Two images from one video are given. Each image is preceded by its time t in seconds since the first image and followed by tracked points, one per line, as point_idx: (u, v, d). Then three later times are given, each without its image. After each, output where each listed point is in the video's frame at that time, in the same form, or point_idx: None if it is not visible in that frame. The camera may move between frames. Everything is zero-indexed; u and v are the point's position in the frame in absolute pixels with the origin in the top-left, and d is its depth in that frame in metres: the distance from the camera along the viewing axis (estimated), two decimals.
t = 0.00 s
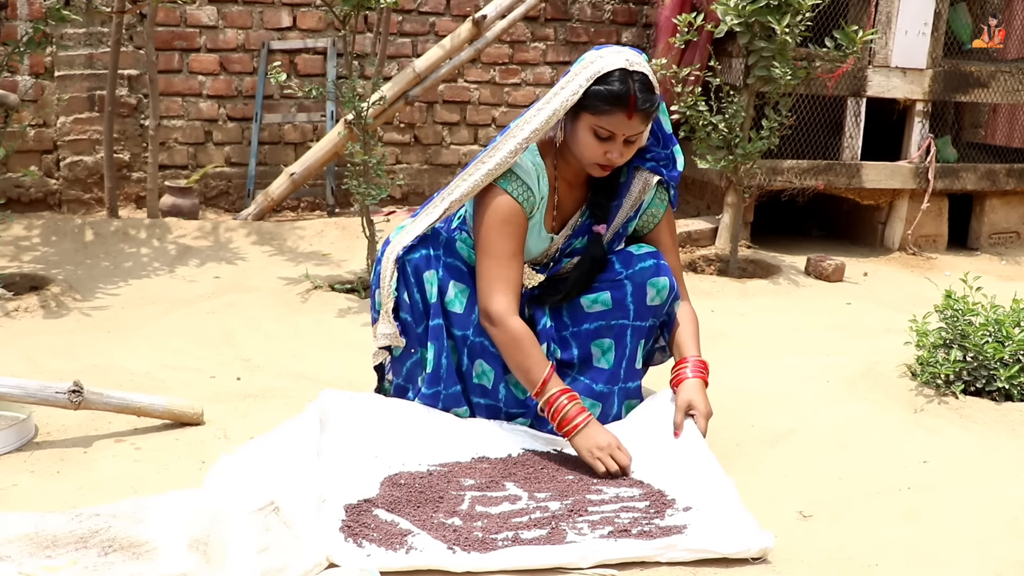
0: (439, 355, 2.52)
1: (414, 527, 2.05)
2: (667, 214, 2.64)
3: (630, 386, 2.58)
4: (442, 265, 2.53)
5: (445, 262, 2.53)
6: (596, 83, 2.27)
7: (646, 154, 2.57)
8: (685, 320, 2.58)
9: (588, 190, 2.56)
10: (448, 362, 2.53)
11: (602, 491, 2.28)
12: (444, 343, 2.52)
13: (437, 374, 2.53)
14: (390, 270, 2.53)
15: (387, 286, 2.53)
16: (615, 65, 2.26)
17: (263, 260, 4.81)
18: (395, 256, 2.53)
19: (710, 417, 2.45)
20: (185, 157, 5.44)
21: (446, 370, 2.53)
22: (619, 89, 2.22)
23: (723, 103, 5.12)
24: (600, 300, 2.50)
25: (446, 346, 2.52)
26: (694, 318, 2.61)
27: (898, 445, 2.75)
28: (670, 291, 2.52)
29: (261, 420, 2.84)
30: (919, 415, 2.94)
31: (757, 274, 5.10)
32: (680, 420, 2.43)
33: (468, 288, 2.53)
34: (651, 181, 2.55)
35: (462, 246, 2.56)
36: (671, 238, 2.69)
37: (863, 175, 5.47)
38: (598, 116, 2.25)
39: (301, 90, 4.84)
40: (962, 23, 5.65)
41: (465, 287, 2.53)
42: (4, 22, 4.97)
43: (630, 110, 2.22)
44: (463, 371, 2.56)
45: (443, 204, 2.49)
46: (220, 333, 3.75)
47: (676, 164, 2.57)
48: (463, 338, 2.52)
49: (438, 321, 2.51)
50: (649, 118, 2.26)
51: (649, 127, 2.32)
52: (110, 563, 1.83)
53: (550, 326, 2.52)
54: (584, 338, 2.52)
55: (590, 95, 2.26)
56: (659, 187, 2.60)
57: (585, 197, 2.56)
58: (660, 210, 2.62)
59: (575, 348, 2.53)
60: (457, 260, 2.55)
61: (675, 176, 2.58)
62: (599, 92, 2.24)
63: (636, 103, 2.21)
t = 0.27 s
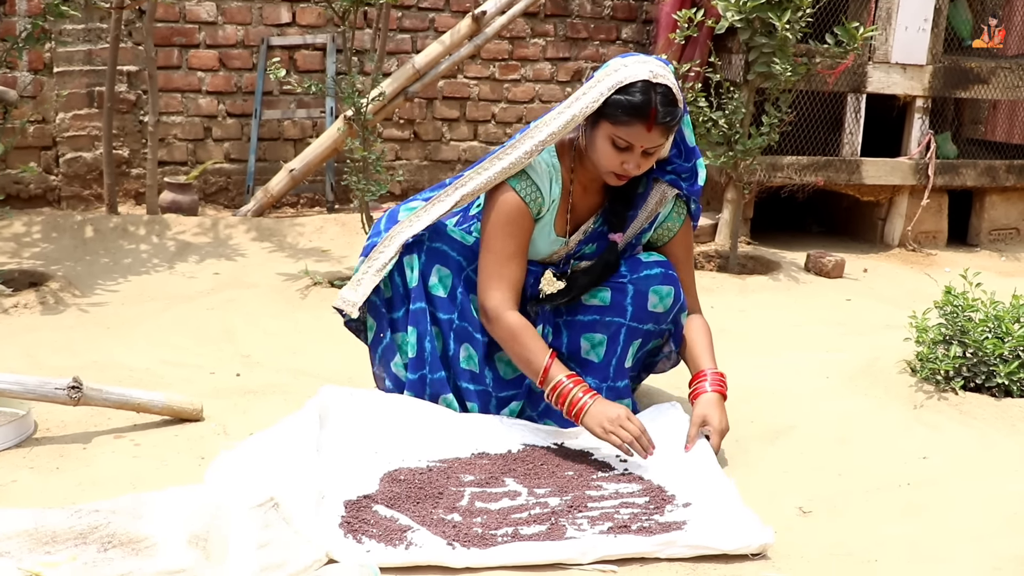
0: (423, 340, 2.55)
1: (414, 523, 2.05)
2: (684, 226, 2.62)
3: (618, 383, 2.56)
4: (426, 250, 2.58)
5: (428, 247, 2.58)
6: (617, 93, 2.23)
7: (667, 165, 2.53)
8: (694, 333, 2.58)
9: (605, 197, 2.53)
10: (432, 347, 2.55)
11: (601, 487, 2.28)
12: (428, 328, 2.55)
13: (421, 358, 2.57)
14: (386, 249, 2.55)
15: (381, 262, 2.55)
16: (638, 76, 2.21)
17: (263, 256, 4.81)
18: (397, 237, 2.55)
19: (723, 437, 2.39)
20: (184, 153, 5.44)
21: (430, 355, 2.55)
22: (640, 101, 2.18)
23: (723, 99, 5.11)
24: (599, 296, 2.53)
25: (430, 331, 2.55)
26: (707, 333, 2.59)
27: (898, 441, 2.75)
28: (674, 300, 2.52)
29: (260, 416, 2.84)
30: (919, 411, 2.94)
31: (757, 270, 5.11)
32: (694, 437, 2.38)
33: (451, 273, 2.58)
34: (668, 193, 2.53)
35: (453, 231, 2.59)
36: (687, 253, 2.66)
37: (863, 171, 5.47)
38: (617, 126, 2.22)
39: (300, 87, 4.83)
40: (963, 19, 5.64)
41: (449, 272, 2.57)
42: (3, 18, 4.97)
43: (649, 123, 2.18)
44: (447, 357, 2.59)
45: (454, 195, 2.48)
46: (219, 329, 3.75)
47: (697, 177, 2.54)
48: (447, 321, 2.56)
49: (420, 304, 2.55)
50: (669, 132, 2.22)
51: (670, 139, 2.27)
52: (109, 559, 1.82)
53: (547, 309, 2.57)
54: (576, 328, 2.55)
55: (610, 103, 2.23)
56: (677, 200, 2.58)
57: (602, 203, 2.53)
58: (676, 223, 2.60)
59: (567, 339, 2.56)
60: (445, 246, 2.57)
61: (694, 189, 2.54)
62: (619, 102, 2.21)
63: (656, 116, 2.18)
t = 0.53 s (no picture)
0: (424, 336, 2.56)
1: (413, 522, 2.05)
2: (692, 237, 2.62)
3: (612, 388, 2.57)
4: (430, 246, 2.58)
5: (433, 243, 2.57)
6: (626, 102, 2.23)
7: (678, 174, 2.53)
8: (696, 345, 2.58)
9: (614, 203, 2.53)
10: (433, 343, 2.56)
11: (599, 486, 2.28)
12: (429, 323, 2.56)
13: (420, 356, 2.58)
14: (396, 248, 2.56)
15: (391, 263, 2.56)
16: (648, 86, 2.21)
17: (262, 255, 4.81)
18: (406, 235, 2.56)
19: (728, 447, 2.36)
20: (183, 152, 5.44)
21: (430, 351, 2.56)
22: (649, 111, 2.18)
23: (722, 98, 5.11)
24: (600, 300, 2.54)
25: (431, 327, 2.56)
26: (711, 350, 2.56)
27: (897, 440, 2.76)
28: (674, 308, 2.54)
29: (259, 414, 2.84)
30: (917, 410, 2.94)
31: (755, 269, 5.11)
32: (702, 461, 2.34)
33: (455, 271, 2.56)
34: (676, 202, 2.53)
35: (458, 227, 2.60)
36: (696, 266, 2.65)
37: (862, 170, 5.47)
38: (625, 136, 2.22)
39: (300, 85, 4.82)
40: (962, 18, 5.65)
41: (453, 270, 2.55)
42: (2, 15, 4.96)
43: (658, 134, 2.18)
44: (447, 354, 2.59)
45: (463, 200, 2.47)
46: (218, 327, 3.75)
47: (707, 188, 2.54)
48: (448, 318, 2.55)
49: (421, 301, 2.55)
50: (678, 142, 2.22)
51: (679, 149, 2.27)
52: (108, 558, 1.83)
53: (547, 309, 2.55)
54: (576, 330, 2.55)
55: (619, 113, 2.22)
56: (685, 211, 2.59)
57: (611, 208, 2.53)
58: (683, 233, 2.60)
59: (567, 341, 2.56)
60: (451, 243, 2.57)
61: (704, 200, 2.54)
62: (628, 111, 2.20)
63: (665, 127, 2.18)
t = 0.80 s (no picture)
0: (423, 341, 2.59)
1: (411, 522, 2.06)
2: (692, 241, 2.58)
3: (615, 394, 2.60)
4: (431, 251, 2.60)
5: (434, 248, 2.60)
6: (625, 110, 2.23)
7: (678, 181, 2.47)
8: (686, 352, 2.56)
9: (615, 211, 2.51)
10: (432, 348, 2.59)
11: (596, 485, 2.28)
12: (428, 328, 2.59)
13: (420, 360, 2.60)
14: (395, 257, 2.58)
15: (392, 273, 2.58)
16: (648, 93, 2.20)
17: (260, 254, 4.81)
18: (408, 245, 2.57)
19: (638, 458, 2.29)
20: (181, 151, 5.44)
21: (429, 356, 2.60)
22: (648, 118, 2.17)
23: (720, 98, 5.12)
24: (602, 306, 2.56)
25: (430, 332, 2.59)
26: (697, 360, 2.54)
27: (894, 440, 2.76)
28: (674, 311, 2.53)
29: (257, 414, 2.84)
30: (914, 410, 2.95)
31: (753, 269, 5.12)
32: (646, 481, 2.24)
33: (455, 276, 2.59)
34: (677, 209, 2.49)
35: (459, 233, 2.58)
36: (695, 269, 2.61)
37: (860, 170, 5.48)
38: (625, 143, 2.21)
39: (298, 84, 4.82)
40: (959, 19, 5.66)
41: (452, 275, 2.58)
42: None
43: (657, 140, 2.17)
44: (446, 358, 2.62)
45: (465, 208, 2.47)
46: (216, 327, 3.75)
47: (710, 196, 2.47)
48: (445, 324, 2.60)
49: (422, 306, 2.59)
50: (679, 150, 2.21)
51: (681, 156, 2.25)
52: (105, 558, 1.83)
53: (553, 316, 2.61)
54: (578, 338, 2.58)
55: (618, 120, 2.22)
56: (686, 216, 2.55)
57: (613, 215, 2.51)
58: (684, 239, 2.56)
59: (568, 348, 2.59)
60: (451, 249, 2.58)
61: (706, 206, 2.49)
62: (626, 119, 2.20)
63: (665, 134, 2.16)
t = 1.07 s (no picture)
0: (423, 345, 2.58)
1: (409, 523, 2.06)
2: (693, 250, 2.57)
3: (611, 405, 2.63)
4: (430, 256, 2.60)
5: (432, 252, 2.59)
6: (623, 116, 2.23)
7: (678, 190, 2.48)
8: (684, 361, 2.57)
9: (614, 219, 2.52)
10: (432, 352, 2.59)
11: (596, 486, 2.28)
12: (428, 332, 2.58)
13: (419, 364, 2.59)
14: (395, 264, 2.58)
15: (392, 280, 2.57)
16: (646, 99, 2.20)
17: (258, 256, 4.80)
18: (406, 252, 2.57)
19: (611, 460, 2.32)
20: (179, 153, 5.43)
21: (429, 360, 2.59)
22: (646, 124, 2.17)
23: (717, 99, 5.12)
24: (597, 318, 2.58)
25: (430, 336, 2.59)
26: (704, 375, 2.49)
27: (892, 440, 2.76)
28: (667, 322, 2.57)
29: (255, 416, 2.84)
30: (912, 410, 2.95)
31: (751, 269, 5.12)
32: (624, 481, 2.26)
33: (452, 281, 2.59)
34: (676, 220, 2.50)
35: (456, 238, 2.58)
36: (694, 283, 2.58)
37: (857, 170, 5.48)
38: (623, 149, 2.21)
39: (295, 86, 4.81)
40: (956, 19, 5.66)
41: (450, 280, 2.58)
42: None
43: (655, 146, 2.16)
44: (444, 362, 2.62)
45: (461, 213, 2.48)
46: (214, 328, 3.75)
47: (709, 206, 2.49)
48: (445, 328, 2.59)
49: (421, 310, 2.58)
50: (677, 156, 2.20)
51: (679, 164, 2.25)
52: (104, 560, 1.83)
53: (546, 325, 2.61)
54: (571, 349, 2.60)
55: (615, 126, 2.22)
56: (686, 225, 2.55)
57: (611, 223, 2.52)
58: (682, 248, 2.55)
59: (561, 359, 2.61)
60: (448, 253, 2.58)
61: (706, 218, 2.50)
62: (624, 125, 2.20)
63: (662, 140, 2.16)
